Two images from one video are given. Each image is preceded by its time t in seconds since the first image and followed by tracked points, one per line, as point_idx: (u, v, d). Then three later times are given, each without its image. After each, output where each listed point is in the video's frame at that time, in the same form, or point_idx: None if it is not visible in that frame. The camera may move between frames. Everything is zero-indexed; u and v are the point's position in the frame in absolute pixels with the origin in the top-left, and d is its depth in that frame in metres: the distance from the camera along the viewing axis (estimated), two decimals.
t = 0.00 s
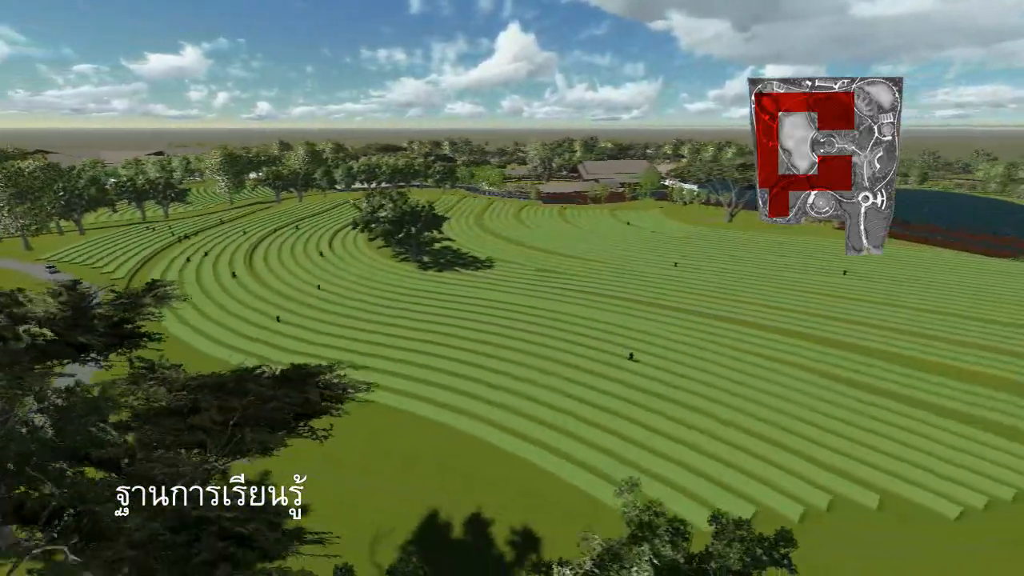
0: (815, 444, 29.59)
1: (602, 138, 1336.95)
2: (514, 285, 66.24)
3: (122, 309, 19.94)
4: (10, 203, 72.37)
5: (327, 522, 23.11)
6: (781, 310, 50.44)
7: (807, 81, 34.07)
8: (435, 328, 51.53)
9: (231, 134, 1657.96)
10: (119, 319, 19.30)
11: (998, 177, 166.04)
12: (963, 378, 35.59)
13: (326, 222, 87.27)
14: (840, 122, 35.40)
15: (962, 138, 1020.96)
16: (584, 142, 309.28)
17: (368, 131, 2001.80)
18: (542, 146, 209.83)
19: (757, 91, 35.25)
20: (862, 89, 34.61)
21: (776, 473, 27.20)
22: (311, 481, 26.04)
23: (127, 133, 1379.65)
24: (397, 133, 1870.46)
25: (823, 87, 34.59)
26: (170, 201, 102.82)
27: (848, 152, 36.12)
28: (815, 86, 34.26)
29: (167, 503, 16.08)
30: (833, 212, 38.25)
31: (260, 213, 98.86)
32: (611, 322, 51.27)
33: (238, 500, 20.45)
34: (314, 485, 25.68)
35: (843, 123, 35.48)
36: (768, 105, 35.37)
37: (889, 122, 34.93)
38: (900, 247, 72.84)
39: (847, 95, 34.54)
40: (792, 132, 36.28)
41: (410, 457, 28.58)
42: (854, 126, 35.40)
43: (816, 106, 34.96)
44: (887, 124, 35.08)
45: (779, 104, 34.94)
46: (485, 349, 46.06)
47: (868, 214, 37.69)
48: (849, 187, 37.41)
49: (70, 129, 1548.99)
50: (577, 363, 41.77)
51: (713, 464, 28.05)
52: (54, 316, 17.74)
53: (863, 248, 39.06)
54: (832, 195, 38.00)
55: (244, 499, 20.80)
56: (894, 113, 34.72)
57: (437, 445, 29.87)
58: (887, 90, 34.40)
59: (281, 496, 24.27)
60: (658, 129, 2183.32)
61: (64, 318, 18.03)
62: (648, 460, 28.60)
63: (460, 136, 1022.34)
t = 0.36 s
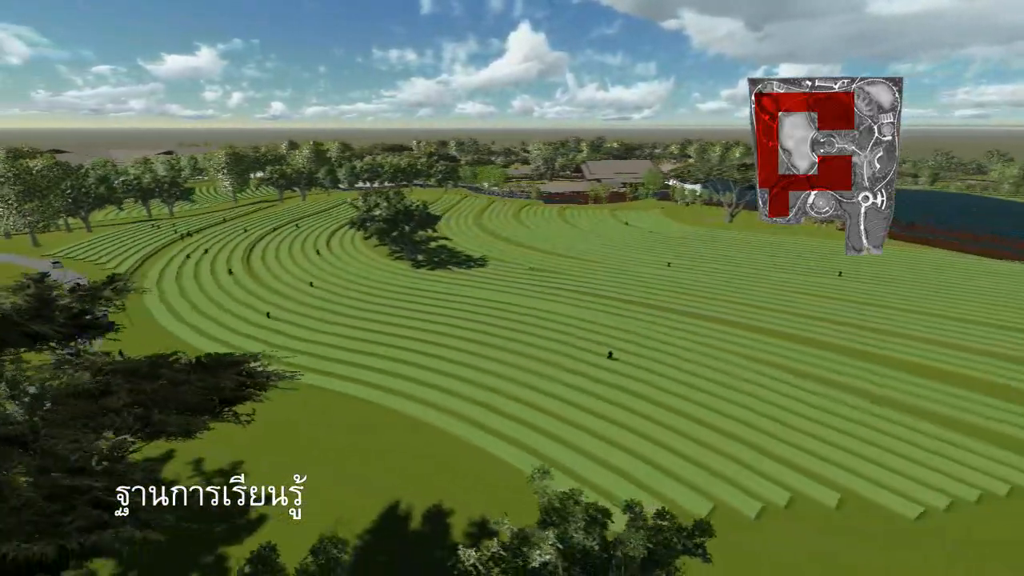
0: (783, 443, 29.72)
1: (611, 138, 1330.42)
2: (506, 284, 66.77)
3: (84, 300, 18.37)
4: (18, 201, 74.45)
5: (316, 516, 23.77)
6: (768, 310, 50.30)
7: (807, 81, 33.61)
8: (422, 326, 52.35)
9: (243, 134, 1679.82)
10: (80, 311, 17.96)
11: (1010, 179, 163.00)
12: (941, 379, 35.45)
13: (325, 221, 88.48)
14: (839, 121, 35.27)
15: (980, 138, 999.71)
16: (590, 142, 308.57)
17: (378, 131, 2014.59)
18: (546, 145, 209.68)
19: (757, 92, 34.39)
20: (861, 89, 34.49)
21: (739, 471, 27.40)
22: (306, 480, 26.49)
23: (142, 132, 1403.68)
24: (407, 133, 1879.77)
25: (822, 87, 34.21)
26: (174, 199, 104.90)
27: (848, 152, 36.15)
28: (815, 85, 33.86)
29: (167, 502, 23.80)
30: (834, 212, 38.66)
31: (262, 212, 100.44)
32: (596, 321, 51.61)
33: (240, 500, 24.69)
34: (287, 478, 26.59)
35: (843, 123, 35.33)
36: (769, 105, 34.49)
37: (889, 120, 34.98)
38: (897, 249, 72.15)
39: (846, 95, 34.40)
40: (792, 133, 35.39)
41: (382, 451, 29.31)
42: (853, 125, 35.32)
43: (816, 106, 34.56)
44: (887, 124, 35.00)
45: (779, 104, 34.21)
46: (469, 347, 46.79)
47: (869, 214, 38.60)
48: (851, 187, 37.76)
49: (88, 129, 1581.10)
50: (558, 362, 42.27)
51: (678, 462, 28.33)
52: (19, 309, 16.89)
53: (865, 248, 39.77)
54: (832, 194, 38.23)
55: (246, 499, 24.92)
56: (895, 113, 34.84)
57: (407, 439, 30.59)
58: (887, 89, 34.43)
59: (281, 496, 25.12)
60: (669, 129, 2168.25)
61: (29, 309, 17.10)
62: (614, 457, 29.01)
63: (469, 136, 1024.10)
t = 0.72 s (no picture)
0: (751, 443, 30.03)
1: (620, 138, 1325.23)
2: (496, 282, 67.31)
3: (47, 294, 18.41)
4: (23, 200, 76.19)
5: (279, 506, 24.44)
6: (753, 312, 50.59)
7: (807, 80, 32.16)
8: (409, 324, 53.32)
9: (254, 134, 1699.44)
10: (42, 305, 18.09)
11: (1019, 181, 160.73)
12: (919, 384, 35.58)
13: (323, 221, 89.68)
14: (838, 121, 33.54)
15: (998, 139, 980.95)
16: (594, 142, 307.98)
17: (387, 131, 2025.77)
18: (548, 145, 209.70)
19: (756, 92, 33.15)
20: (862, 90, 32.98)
21: (701, 469, 27.76)
22: (283, 474, 27.00)
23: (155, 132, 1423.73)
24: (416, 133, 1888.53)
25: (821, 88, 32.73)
26: (178, 197, 106.79)
27: (848, 152, 34.32)
28: (815, 85, 32.42)
29: (167, 502, 24.50)
30: (832, 214, 36.64)
31: (263, 211, 102.06)
32: (582, 320, 51.88)
33: (239, 500, 24.84)
34: (260, 467, 27.45)
35: (843, 123, 33.64)
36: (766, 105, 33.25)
37: (889, 121, 33.01)
38: (891, 253, 71.93)
39: (847, 95, 32.84)
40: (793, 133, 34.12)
41: (355, 443, 30.00)
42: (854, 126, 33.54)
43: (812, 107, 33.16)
44: (887, 125, 33.09)
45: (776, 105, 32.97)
46: (453, 345, 47.42)
47: (867, 214, 36.26)
48: (849, 189, 35.73)
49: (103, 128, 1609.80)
50: (537, 360, 42.84)
51: (642, 459, 28.81)
52: None
53: (864, 249, 37.29)
54: (831, 196, 36.40)
55: (245, 498, 25.04)
56: (895, 113, 33.03)
57: (380, 433, 31.31)
58: (888, 90, 32.76)
59: (280, 495, 25.23)
60: (679, 129, 2153.93)
61: None
62: (581, 454, 29.45)
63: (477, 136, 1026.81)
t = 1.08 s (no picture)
0: (722, 441, 30.18)
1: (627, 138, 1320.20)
2: (487, 281, 67.65)
3: (12, 288, 19.17)
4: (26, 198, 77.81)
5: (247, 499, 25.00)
6: (740, 313, 50.61)
7: (809, 81, 31.78)
8: (396, 321, 54.06)
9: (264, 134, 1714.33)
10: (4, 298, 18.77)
11: None
12: (898, 386, 35.58)
13: (320, 220, 90.71)
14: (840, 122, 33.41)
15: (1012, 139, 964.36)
16: (598, 142, 307.37)
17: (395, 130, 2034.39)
18: (550, 145, 209.51)
19: (756, 92, 32.50)
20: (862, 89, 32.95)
21: (666, 467, 27.96)
22: (254, 468, 27.57)
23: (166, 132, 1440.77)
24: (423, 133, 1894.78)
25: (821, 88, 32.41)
26: (179, 196, 108.23)
27: (847, 152, 34.11)
28: (816, 85, 32.09)
29: (167, 502, 24.18)
30: (833, 213, 36.35)
31: (262, 210, 103.30)
32: (569, 319, 51.99)
33: (240, 500, 24.59)
34: (233, 461, 28.07)
35: (843, 123, 33.45)
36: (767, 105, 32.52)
37: (889, 121, 33.02)
38: (887, 254, 71.42)
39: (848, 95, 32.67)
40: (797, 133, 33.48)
41: (330, 439, 30.59)
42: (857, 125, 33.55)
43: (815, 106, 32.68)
44: (888, 125, 33.05)
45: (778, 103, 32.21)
46: (438, 343, 47.84)
47: (868, 214, 36.32)
48: (849, 188, 35.60)
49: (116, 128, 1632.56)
50: (517, 358, 43.29)
51: (609, 456, 29.09)
52: None
53: (863, 250, 37.62)
54: (831, 196, 36.01)
55: (246, 499, 24.81)
56: (895, 113, 33.02)
57: (354, 429, 31.97)
58: (887, 90, 32.69)
59: (282, 497, 25.08)
60: (686, 129, 2140.66)
61: None
62: (551, 452, 29.73)
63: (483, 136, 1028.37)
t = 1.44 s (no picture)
0: (688, 440, 30.39)
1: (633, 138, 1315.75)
2: (476, 280, 68.02)
3: None
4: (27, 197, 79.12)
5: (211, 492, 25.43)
6: (724, 314, 50.64)
7: (808, 79, 30.66)
8: (381, 320, 54.64)
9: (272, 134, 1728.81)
10: None
11: None
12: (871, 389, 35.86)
13: (316, 220, 91.60)
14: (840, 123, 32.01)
15: None
16: (602, 143, 306.31)
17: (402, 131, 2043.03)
18: (550, 144, 209.26)
19: (756, 91, 31.37)
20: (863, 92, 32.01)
21: (629, 465, 28.11)
22: (222, 463, 28.00)
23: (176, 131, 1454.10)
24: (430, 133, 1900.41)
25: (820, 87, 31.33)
26: (179, 195, 109.41)
27: (848, 152, 32.47)
28: (816, 85, 31.03)
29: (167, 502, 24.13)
30: (833, 214, 34.52)
31: (260, 209, 104.37)
32: (553, 319, 52.14)
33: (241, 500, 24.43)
34: (202, 456, 28.54)
35: (843, 122, 32.00)
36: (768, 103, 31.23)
37: (889, 120, 31.68)
38: (881, 255, 70.92)
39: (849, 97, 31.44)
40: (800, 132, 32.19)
41: (299, 436, 31.01)
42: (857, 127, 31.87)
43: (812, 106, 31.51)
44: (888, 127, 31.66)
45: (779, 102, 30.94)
46: (420, 343, 48.28)
47: (867, 214, 34.20)
48: (850, 190, 33.73)
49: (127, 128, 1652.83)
50: (495, 357, 43.63)
51: (573, 454, 29.29)
52: None
53: (863, 250, 35.35)
54: (832, 197, 34.10)
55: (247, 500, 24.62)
56: (895, 112, 31.67)
57: (325, 427, 32.47)
58: (888, 90, 31.45)
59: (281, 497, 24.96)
60: (694, 129, 2128.75)
61: None
62: (516, 449, 29.96)
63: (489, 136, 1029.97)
